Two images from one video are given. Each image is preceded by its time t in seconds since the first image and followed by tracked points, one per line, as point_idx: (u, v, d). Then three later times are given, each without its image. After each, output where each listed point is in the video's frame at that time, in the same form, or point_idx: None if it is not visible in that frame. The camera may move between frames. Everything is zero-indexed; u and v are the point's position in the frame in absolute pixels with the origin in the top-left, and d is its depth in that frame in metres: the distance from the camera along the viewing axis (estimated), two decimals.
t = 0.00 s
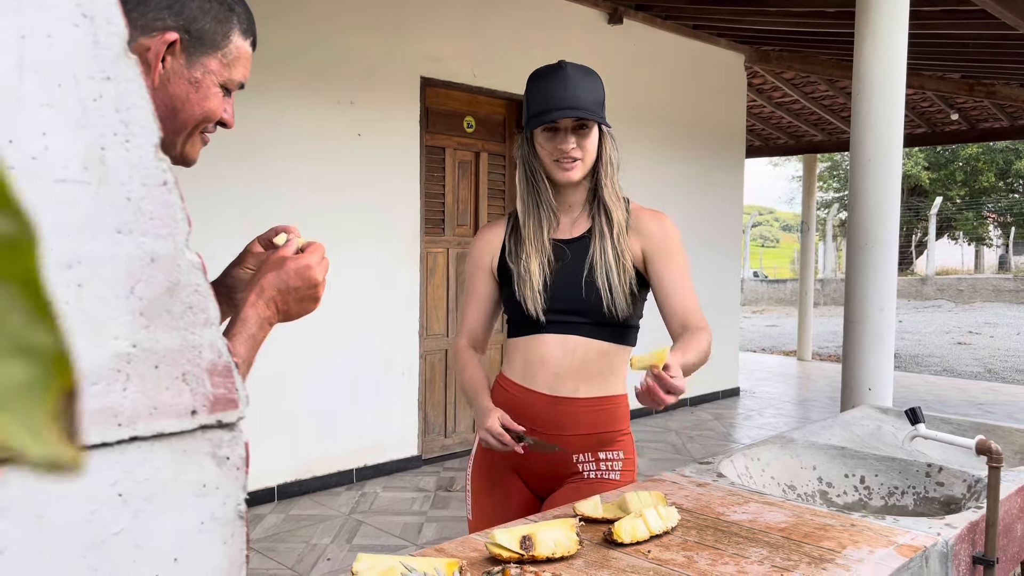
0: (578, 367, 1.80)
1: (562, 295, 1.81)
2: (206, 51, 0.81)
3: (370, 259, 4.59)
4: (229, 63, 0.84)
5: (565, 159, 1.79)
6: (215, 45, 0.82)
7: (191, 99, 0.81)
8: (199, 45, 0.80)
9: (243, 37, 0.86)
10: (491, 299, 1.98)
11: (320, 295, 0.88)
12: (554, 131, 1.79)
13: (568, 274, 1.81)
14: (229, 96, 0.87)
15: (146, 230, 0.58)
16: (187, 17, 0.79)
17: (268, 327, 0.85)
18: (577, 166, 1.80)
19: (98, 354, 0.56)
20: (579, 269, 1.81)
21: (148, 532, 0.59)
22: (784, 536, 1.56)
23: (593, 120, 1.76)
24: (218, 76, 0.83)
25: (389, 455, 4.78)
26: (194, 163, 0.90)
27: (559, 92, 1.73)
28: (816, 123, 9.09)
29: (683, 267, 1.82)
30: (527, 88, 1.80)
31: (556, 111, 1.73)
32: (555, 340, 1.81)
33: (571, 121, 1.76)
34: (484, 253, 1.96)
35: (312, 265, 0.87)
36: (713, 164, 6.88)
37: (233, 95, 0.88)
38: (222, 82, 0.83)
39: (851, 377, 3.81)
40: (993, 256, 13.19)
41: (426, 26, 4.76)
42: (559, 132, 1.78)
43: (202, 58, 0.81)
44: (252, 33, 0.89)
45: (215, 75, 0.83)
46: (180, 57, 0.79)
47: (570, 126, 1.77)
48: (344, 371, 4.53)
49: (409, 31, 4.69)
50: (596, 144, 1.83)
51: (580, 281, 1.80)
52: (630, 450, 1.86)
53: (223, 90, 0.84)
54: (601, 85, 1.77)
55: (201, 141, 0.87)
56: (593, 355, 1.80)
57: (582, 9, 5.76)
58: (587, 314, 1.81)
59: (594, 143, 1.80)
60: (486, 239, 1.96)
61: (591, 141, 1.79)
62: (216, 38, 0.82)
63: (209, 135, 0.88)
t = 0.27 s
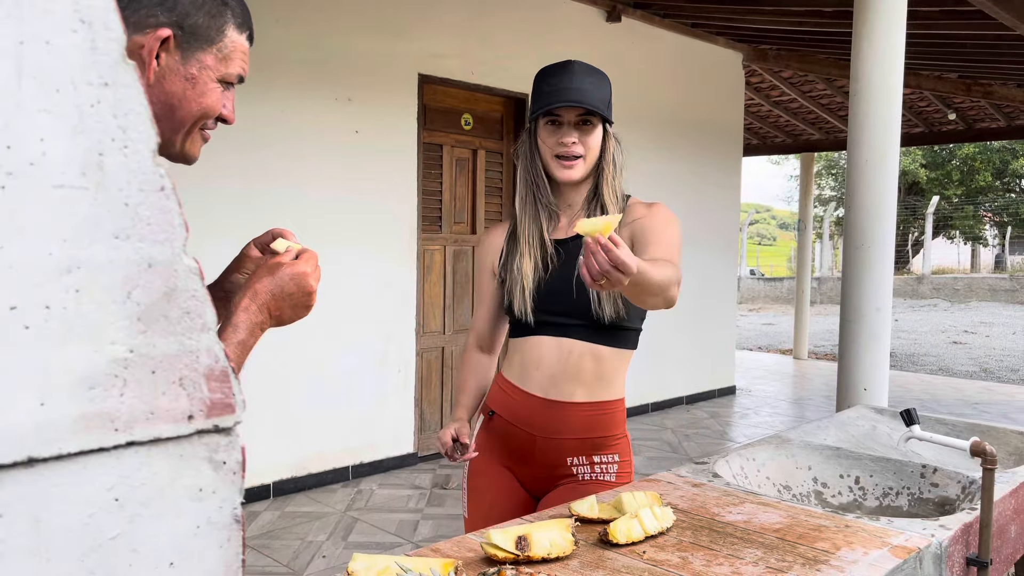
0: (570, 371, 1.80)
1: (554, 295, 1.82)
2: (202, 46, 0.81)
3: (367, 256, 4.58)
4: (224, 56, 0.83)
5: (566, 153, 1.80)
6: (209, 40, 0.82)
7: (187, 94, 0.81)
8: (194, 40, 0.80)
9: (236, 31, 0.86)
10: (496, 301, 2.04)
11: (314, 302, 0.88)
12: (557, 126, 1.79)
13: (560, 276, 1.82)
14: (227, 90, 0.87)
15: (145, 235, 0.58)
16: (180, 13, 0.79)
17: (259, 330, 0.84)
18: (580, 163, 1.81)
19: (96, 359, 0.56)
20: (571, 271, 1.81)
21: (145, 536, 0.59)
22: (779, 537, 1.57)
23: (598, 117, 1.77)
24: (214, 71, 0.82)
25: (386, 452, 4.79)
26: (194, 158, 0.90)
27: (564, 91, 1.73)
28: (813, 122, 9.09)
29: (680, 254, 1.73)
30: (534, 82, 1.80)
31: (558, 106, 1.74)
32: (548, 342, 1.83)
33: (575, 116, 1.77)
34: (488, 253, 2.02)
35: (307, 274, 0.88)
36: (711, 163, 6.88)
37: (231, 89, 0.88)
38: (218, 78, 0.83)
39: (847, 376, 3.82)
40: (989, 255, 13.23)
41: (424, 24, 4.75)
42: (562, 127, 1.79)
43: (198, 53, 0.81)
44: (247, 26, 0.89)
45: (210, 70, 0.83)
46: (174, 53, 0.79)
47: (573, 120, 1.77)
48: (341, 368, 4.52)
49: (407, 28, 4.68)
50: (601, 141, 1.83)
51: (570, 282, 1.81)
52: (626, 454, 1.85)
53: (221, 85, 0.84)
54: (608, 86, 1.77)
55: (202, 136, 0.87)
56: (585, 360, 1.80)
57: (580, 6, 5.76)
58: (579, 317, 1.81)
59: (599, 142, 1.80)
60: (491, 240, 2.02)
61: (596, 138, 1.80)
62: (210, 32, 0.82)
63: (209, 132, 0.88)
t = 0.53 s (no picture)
0: (569, 372, 1.80)
1: (551, 295, 1.83)
2: (193, 32, 0.78)
3: (364, 253, 4.58)
4: (218, 42, 0.81)
5: (567, 151, 1.79)
6: (201, 26, 0.79)
7: (182, 83, 0.79)
8: (184, 27, 0.78)
9: (231, 18, 0.83)
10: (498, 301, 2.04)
11: (315, 299, 0.88)
12: (559, 125, 1.79)
13: (557, 276, 1.81)
14: (227, 78, 0.85)
15: (148, 228, 0.58)
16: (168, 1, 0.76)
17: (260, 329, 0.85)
18: (580, 162, 1.80)
19: (99, 350, 0.57)
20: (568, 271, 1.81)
21: (147, 527, 0.60)
22: (775, 534, 1.58)
23: (601, 116, 1.77)
24: (209, 58, 0.80)
25: (382, 449, 4.79)
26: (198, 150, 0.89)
27: (567, 89, 1.73)
28: (809, 122, 9.11)
29: (675, 252, 1.72)
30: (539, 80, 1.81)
31: (560, 104, 1.73)
32: (545, 341, 1.83)
33: (578, 115, 1.77)
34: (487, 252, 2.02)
35: (307, 272, 0.87)
36: (708, 162, 6.89)
37: (232, 75, 0.85)
38: (215, 65, 0.81)
39: (842, 376, 3.83)
40: (984, 256, 13.27)
41: (421, 21, 4.74)
42: (564, 126, 1.79)
43: (190, 41, 0.78)
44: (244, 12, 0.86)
45: (205, 57, 0.80)
46: (166, 41, 0.77)
47: (575, 119, 1.77)
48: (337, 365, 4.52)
49: (404, 25, 4.67)
50: (604, 140, 1.82)
51: (566, 282, 1.81)
52: (623, 456, 1.87)
53: (217, 71, 0.81)
54: (612, 86, 1.77)
55: (204, 127, 0.84)
56: (584, 361, 1.79)
57: (578, 4, 5.75)
58: (575, 317, 1.81)
59: (601, 141, 1.80)
60: (492, 239, 2.03)
61: (598, 137, 1.79)
62: (201, 18, 0.79)
63: (212, 122, 0.86)
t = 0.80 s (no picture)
0: (567, 374, 1.79)
1: (552, 294, 1.81)
2: (182, 25, 0.77)
3: (359, 251, 4.57)
4: (209, 35, 0.79)
5: (567, 152, 1.78)
6: (192, 19, 0.78)
7: (172, 77, 0.78)
8: (173, 20, 0.76)
9: (224, 10, 0.81)
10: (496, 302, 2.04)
11: (313, 296, 0.88)
12: (559, 125, 1.78)
13: (556, 277, 1.81)
14: (222, 71, 0.83)
15: (142, 224, 0.57)
16: None
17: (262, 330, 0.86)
18: (580, 163, 1.79)
19: (93, 349, 0.56)
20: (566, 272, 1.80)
21: (141, 528, 0.59)
22: (769, 534, 1.58)
23: (602, 117, 1.75)
24: (199, 52, 0.79)
25: (376, 448, 4.78)
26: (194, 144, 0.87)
27: (568, 89, 1.71)
28: (804, 123, 9.13)
29: (675, 255, 1.72)
30: (540, 79, 1.79)
31: (561, 105, 1.72)
32: (544, 343, 1.83)
33: (578, 116, 1.76)
34: (485, 252, 2.02)
35: (303, 271, 0.87)
36: (704, 161, 6.90)
37: (228, 68, 0.84)
38: (207, 58, 0.80)
39: (837, 376, 3.83)
40: (977, 257, 13.32)
41: (417, 19, 4.72)
42: (565, 127, 1.77)
43: (180, 33, 0.77)
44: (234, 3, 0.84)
45: (196, 50, 0.79)
46: (155, 34, 0.76)
47: (576, 120, 1.76)
48: (331, 362, 4.51)
49: (400, 22, 4.65)
50: (604, 142, 1.81)
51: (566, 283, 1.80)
52: (619, 455, 1.87)
53: (210, 65, 0.80)
54: (613, 87, 1.76)
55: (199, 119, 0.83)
56: (582, 363, 1.79)
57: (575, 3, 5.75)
58: (574, 319, 1.80)
59: (602, 142, 1.79)
60: (490, 238, 2.02)
61: (599, 139, 1.78)
62: (191, 11, 0.78)
63: (204, 116, 0.85)
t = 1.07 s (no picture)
0: (570, 368, 1.76)
1: (557, 288, 1.77)
2: None
3: (353, 247, 4.52)
4: (204, 7, 0.67)
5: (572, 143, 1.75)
6: None
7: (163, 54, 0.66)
8: None
9: None
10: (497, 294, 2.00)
11: (313, 287, 0.81)
12: (564, 115, 1.74)
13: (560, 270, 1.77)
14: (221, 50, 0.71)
15: (144, 192, 0.55)
16: None
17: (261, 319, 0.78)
18: (585, 154, 1.76)
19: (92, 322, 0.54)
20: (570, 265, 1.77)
21: (139, 516, 0.56)
22: (775, 532, 1.55)
23: (608, 107, 1.72)
24: (194, 26, 0.67)
25: (369, 445, 4.74)
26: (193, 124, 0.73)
27: (574, 78, 1.68)
28: (798, 123, 9.14)
29: (680, 258, 1.69)
30: (544, 68, 1.76)
31: (566, 94, 1.69)
32: (547, 338, 1.79)
33: (584, 106, 1.72)
34: (487, 245, 1.98)
35: (304, 258, 0.80)
36: (699, 160, 6.90)
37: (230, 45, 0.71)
38: (201, 33, 0.67)
39: (836, 375, 3.82)
40: (966, 260, 13.41)
41: (413, 13, 4.68)
42: (570, 117, 1.74)
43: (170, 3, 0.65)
44: None
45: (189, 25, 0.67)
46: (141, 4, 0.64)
47: (581, 110, 1.73)
48: (324, 359, 4.46)
49: (396, 16, 4.60)
50: (610, 132, 1.78)
51: (571, 277, 1.77)
52: (620, 451, 1.84)
53: (206, 42, 0.68)
54: (619, 76, 1.72)
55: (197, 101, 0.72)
56: (585, 357, 1.76)
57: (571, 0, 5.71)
58: (578, 314, 1.77)
59: (607, 133, 1.75)
60: (492, 230, 1.98)
61: (605, 129, 1.74)
62: None
63: (204, 96, 0.73)
